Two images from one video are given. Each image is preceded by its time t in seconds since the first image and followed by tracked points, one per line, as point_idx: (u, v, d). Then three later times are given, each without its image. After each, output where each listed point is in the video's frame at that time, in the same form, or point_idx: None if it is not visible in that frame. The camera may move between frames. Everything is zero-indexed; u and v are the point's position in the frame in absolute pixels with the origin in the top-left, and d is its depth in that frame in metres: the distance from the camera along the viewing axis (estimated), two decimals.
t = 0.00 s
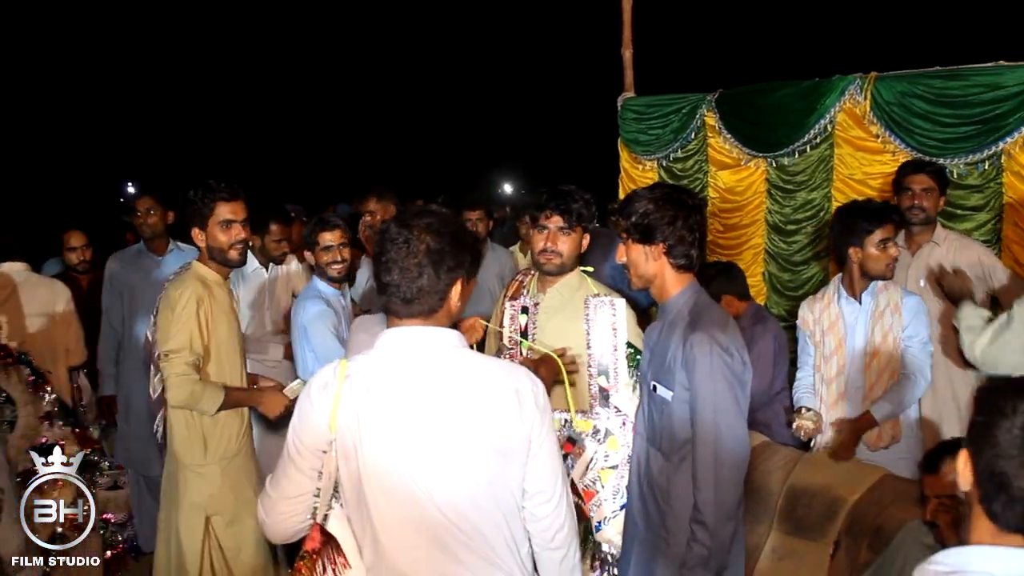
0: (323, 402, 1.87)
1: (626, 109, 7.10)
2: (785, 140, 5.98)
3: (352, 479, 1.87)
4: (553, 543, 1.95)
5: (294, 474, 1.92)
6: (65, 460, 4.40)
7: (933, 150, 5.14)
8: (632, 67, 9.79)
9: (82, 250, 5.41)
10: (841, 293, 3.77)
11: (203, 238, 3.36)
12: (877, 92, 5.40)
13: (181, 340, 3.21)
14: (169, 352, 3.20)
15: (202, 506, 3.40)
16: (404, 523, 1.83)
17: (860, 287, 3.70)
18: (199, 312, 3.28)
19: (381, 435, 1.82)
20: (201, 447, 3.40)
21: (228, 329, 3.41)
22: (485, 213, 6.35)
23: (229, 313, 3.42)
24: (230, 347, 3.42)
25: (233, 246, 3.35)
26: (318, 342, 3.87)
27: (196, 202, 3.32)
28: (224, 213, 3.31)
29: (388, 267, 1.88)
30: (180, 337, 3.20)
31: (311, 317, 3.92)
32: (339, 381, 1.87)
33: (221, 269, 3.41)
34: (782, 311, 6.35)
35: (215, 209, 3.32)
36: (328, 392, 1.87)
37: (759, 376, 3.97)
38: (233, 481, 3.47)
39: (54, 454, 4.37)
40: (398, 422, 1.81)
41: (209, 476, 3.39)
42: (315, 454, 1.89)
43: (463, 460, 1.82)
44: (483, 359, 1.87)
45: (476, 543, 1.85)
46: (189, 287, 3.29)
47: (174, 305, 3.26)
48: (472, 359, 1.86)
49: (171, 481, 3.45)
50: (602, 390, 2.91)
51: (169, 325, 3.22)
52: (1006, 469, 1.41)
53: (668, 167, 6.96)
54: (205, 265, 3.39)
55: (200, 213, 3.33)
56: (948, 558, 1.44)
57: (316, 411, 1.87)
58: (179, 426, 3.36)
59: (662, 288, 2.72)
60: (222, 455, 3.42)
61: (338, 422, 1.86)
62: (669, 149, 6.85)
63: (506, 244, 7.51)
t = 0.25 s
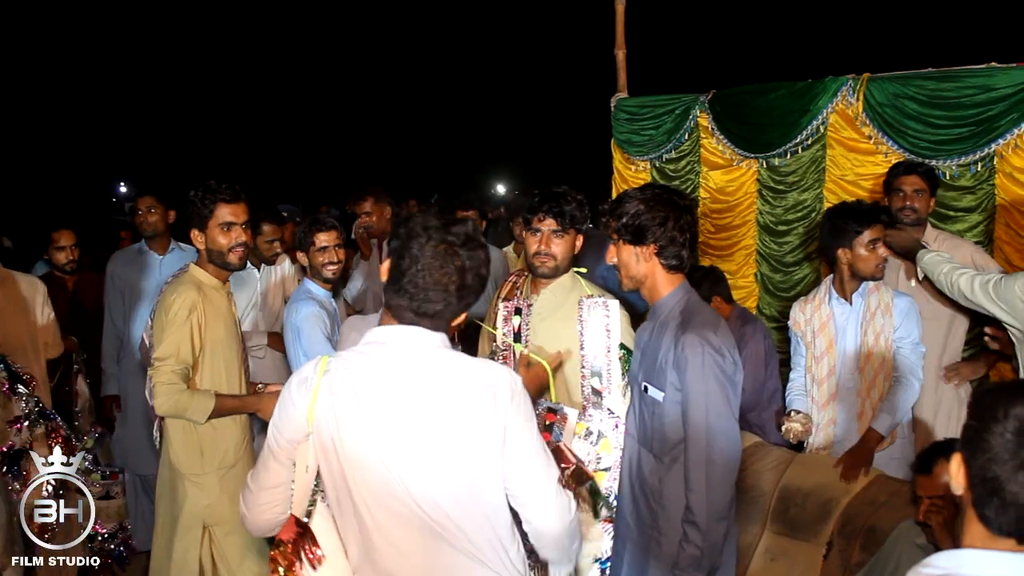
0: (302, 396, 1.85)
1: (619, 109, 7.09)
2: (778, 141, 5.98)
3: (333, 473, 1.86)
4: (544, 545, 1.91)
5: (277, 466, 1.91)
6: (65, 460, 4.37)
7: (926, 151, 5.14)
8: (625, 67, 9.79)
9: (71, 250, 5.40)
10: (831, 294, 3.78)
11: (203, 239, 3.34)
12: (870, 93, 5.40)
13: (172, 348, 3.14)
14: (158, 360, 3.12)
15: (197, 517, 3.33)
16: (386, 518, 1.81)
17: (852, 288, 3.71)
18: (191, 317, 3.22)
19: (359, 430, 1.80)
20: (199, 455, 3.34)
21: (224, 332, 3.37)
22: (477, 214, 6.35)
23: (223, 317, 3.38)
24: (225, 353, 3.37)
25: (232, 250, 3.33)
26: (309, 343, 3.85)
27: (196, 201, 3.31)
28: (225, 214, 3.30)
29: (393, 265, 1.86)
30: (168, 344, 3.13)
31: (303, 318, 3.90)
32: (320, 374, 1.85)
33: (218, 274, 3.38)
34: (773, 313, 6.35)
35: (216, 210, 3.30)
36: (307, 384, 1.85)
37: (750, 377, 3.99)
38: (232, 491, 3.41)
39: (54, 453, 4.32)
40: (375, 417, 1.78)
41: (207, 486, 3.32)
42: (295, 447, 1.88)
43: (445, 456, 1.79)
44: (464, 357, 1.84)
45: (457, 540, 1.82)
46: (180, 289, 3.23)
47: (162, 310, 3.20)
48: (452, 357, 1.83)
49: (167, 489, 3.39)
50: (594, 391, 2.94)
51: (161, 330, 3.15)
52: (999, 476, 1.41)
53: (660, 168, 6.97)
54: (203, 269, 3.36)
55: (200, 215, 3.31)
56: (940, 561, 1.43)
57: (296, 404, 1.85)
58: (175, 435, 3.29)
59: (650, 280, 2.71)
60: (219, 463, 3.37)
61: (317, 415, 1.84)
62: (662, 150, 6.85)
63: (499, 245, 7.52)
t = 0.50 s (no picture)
0: (332, 390, 1.84)
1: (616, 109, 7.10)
2: (775, 141, 5.97)
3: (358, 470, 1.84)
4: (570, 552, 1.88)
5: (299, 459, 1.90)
6: (65, 460, 4.38)
7: (923, 151, 5.14)
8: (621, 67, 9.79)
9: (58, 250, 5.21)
10: (827, 296, 3.80)
11: (208, 238, 3.18)
12: (867, 94, 5.40)
13: (192, 356, 2.97)
14: (179, 368, 2.96)
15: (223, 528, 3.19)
16: (410, 517, 1.79)
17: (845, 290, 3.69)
18: (205, 321, 3.06)
19: (388, 426, 1.78)
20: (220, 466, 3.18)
21: (233, 334, 3.23)
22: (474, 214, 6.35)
23: (232, 319, 3.23)
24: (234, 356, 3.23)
25: (241, 251, 3.19)
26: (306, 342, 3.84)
27: (202, 202, 3.15)
28: (233, 215, 3.15)
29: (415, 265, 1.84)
30: (189, 352, 2.96)
31: (299, 319, 3.90)
32: (353, 369, 1.84)
33: (224, 275, 3.22)
34: (772, 313, 6.34)
35: (225, 211, 3.15)
36: (339, 378, 1.84)
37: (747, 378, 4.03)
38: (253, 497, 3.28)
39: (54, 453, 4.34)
40: (405, 415, 1.77)
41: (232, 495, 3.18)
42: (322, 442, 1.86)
43: (472, 457, 1.76)
44: (494, 356, 1.82)
45: (482, 542, 1.79)
46: (190, 293, 3.07)
47: (177, 314, 3.04)
48: (484, 355, 1.82)
49: (182, 502, 3.24)
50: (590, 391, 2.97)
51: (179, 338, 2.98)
52: (996, 479, 1.40)
53: (655, 167, 6.97)
54: (208, 271, 3.21)
55: (206, 217, 3.15)
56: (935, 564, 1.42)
57: (327, 398, 1.84)
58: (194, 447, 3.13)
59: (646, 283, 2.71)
60: (242, 472, 3.23)
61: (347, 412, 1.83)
62: (658, 149, 6.85)
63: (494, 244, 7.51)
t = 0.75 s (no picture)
0: (418, 396, 1.76)
1: (612, 111, 7.12)
2: (771, 144, 5.97)
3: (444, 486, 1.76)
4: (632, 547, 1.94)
5: (379, 482, 1.76)
6: (65, 460, 4.38)
7: (919, 154, 5.15)
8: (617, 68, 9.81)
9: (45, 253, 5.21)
10: (825, 298, 3.82)
11: (221, 242, 3.08)
12: (863, 96, 5.41)
13: (207, 367, 2.93)
14: (196, 381, 2.92)
15: (222, 540, 3.09)
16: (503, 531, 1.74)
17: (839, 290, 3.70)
18: (218, 330, 3.01)
19: (476, 434, 1.74)
20: (223, 478, 3.08)
21: (246, 340, 3.15)
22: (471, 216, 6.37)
23: (243, 324, 3.16)
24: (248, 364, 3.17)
25: (254, 257, 3.11)
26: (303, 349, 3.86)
27: (212, 205, 3.06)
28: (248, 220, 3.05)
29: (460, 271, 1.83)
30: (203, 365, 2.92)
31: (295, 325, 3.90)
32: (432, 377, 1.77)
33: (233, 280, 3.13)
34: (771, 315, 6.32)
35: (240, 215, 3.06)
36: (420, 390, 1.76)
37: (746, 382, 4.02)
38: (256, 509, 3.18)
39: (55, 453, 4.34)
40: (497, 422, 1.74)
41: (233, 508, 3.07)
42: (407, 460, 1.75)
43: (565, 456, 1.76)
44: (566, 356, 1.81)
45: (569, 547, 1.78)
46: (204, 300, 3.01)
47: (190, 324, 2.98)
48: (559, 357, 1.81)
49: (185, 512, 3.16)
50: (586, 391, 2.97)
51: (193, 350, 2.94)
52: (990, 483, 1.40)
53: (651, 169, 6.98)
54: (215, 275, 3.11)
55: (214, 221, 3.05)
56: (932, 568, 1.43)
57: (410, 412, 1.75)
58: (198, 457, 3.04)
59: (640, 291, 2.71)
60: (246, 486, 3.12)
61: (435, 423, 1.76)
62: (654, 151, 6.87)
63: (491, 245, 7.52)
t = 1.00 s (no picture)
0: (483, 385, 1.78)
1: (604, 112, 7.13)
2: (763, 144, 5.98)
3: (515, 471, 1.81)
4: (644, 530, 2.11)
5: (457, 468, 1.73)
6: (66, 460, 4.01)
7: (910, 155, 5.16)
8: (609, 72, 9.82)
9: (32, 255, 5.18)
10: (816, 297, 3.89)
11: (224, 246, 3.06)
12: (854, 97, 5.43)
13: (201, 381, 2.90)
14: (190, 396, 2.89)
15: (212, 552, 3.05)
16: (566, 511, 1.86)
17: (828, 289, 3.77)
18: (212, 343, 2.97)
19: (543, 422, 1.82)
20: (215, 488, 3.06)
21: (242, 349, 3.12)
22: (464, 217, 6.39)
23: (239, 331, 3.13)
24: (244, 373, 3.13)
25: (257, 262, 3.07)
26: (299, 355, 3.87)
27: (214, 208, 3.03)
28: (251, 225, 3.03)
29: (501, 272, 1.94)
30: (198, 380, 2.89)
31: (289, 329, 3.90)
32: (494, 367, 1.81)
33: (230, 286, 3.10)
34: (763, 316, 6.32)
35: (242, 219, 3.03)
36: (487, 377, 1.79)
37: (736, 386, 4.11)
38: (252, 521, 3.14)
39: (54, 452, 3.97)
40: (558, 411, 1.83)
41: (226, 517, 3.05)
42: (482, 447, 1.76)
43: (609, 442, 1.90)
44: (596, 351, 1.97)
45: (611, 528, 1.93)
46: (200, 311, 2.97)
47: (186, 336, 2.95)
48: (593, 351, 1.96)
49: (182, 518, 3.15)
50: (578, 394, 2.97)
51: (187, 364, 2.90)
52: (983, 480, 1.40)
53: (643, 170, 6.98)
54: (214, 281, 3.08)
55: (221, 224, 3.03)
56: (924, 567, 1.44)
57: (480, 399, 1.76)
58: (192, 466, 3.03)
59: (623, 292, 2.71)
60: (239, 495, 3.09)
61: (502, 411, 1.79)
62: (646, 152, 6.88)
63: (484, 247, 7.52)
